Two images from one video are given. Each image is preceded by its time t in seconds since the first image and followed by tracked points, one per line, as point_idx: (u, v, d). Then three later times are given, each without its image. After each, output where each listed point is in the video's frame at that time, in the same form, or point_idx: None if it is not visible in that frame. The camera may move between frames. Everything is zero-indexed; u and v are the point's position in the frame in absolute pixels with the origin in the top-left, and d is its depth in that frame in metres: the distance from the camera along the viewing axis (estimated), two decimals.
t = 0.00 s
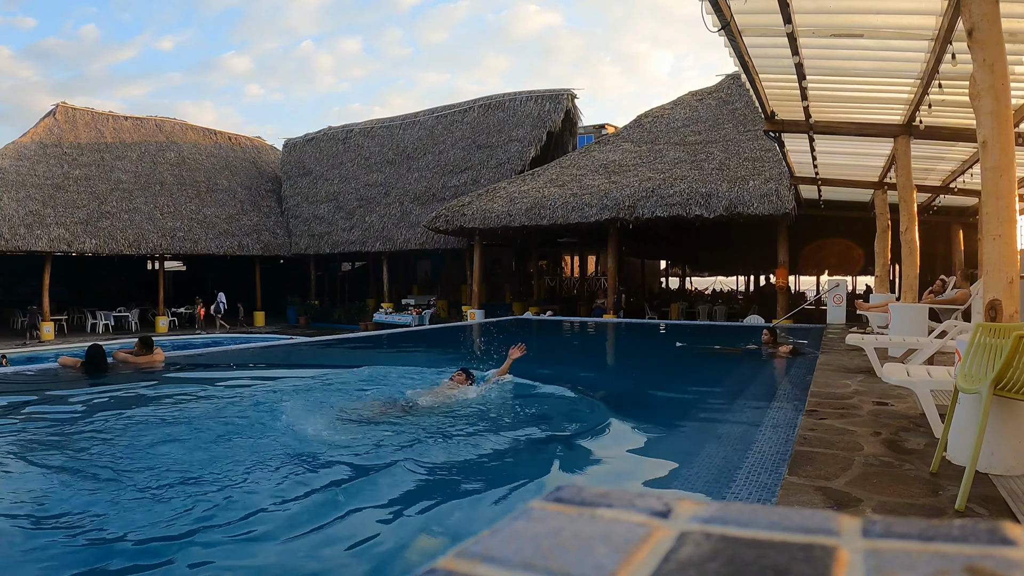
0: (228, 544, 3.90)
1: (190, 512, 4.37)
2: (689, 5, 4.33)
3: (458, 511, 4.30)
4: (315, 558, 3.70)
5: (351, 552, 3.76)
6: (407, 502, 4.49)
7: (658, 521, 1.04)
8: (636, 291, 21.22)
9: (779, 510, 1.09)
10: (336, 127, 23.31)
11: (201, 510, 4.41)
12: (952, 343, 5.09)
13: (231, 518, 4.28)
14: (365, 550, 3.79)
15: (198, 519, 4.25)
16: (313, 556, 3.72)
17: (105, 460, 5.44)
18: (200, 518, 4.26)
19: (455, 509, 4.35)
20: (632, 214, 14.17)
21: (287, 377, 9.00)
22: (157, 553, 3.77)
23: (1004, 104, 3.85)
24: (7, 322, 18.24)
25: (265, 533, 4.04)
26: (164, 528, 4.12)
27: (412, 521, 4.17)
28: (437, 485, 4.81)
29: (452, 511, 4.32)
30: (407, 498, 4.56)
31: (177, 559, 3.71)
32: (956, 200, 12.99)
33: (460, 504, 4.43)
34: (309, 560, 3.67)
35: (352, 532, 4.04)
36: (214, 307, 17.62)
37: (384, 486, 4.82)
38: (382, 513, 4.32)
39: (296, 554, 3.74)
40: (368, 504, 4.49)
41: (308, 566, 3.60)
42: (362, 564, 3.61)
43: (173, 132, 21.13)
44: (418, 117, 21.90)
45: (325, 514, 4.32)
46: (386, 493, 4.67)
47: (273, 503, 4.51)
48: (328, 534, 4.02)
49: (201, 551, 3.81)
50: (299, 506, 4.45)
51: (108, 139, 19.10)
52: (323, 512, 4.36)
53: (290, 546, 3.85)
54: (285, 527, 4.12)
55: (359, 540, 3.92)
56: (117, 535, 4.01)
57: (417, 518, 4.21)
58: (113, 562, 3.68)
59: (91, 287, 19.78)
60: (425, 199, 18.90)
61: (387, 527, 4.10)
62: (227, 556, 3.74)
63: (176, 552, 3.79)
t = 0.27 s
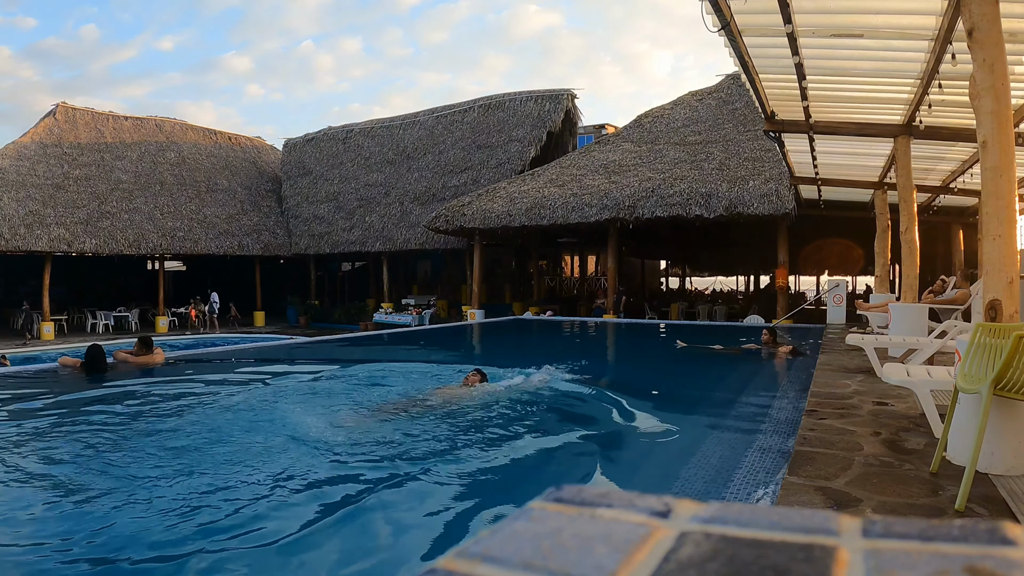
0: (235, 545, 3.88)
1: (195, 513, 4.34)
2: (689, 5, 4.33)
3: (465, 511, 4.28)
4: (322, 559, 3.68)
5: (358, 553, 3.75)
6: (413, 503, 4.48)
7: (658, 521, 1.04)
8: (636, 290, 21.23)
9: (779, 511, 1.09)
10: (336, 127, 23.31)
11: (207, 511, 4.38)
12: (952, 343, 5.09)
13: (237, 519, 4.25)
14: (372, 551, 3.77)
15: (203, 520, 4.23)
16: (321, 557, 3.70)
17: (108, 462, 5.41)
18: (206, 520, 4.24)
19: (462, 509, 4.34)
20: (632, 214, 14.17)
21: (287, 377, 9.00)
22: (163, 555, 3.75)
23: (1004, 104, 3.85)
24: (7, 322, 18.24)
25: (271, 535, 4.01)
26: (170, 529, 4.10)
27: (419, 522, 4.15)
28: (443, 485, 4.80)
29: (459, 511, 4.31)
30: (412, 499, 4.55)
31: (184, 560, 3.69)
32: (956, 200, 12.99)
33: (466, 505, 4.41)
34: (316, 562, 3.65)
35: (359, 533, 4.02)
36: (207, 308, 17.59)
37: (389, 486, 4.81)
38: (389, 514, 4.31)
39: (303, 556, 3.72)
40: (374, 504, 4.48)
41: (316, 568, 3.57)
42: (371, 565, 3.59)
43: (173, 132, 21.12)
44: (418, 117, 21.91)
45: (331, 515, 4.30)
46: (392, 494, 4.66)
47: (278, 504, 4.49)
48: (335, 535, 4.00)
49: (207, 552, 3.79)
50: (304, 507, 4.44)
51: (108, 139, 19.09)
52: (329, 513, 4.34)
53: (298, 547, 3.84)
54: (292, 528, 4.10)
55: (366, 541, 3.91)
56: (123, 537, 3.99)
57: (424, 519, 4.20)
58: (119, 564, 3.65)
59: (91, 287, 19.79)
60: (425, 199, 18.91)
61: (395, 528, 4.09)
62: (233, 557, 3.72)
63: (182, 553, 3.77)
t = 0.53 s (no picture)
0: (240, 546, 3.86)
1: (199, 514, 4.32)
2: (689, 5, 4.33)
3: (469, 512, 4.27)
4: (327, 560, 3.66)
5: (364, 554, 3.73)
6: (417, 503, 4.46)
7: (658, 521, 1.04)
8: (636, 291, 21.23)
9: (778, 510, 1.09)
10: (336, 127, 23.30)
11: (210, 511, 4.36)
12: (952, 343, 5.10)
13: (241, 519, 4.23)
14: (378, 552, 3.76)
15: (206, 521, 4.20)
16: (326, 558, 3.69)
17: (109, 462, 5.38)
18: (210, 520, 4.22)
19: (466, 509, 4.33)
20: (632, 214, 14.17)
21: (287, 377, 9.00)
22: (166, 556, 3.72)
23: (1004, 104, 3.86)
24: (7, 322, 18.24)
25: (275, 536, 3.99)
26: (173, 530, 4.08)
27: (423, 523, 4.14)
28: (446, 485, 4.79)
29: (463, 511, 4.29)
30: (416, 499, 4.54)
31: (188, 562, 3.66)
32: (956, 200, 12.99)
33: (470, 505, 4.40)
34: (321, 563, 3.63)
35: (364, 533, 4.01)
36: (201, 308, 17.53)
37: (392, 486, 4.79)
38: (393, 514, 4.29)
39: (308, 556, 3.71)
40: (378, 505, 4.46)
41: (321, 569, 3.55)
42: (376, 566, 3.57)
43: (173, 132, 21.10)
44: (418, 117, 21.91)
45: (335, 515, 4.29)
46: (396, 494, 4.64)
47: (282, 505, 4.47)
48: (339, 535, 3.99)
49: (211, 553, 3.77)
50: (308, 508, 4.42)
51: (108, 139, 19.08)
52: (333, 513, 4.33)
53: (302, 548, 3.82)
54: (296, 529, 4.08)
55: (371, 542, 3.89)
56: (126, 538, 3.96)
57: (428, 519, 4.19)
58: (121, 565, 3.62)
59: (92, 287, 19.79)
60: (425, 199, 18.91)
61: (400, 528, 4.07)
62: (237, 558, 3.69)
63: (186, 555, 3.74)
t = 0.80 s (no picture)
0: (241, 548, 3.84)
1: (202, 515, 4.31)
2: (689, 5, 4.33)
3: (472, 513, 4.26)
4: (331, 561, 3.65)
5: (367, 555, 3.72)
6: (420, 504, 4.45)
7: (658, 521, 1.04)
8: (636, 290, 21.24)
9: (779, 510, 1.09)
10: (336, 127, 23.30)
11: (213, 512, 4.35)
12: (952, 343, 5.10)
13: (244, 521, 4.22)
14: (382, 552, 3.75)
15: (209, 522, 4.19)
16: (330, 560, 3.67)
17: (112, 463, 5.37)
18: (209, 521, 4.21)
19: (469, 510, 4.32)
20: (632, 215, 14.17)
21: (287, 377, 9.01)
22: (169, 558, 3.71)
23: (1004, 104, 3.86)
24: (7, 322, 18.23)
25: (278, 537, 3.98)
26: (176, 531, 4.06)
27: (427, 523, 4.13)
28: (449, 485, 4.79)
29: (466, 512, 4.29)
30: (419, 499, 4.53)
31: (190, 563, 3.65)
32: (956, 200, 12.99)
33: (473, 506, 4.40)
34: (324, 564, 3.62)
35: (368, 534, 4.00)
36: (195, 307, 17.47)
37: (395, 487, 4.78)
38: (396, 515, 4.28)
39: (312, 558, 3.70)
40: (381, 505, 4.45)
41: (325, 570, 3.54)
42: (380, 567, 3.56)
43: (173, 132, 21.09)
44: (418, 117, 21.91)
45: (338, 516, 4.28)
46: (398, 494, 4.63)
47: (285, 505, 4.46)
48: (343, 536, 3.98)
49: (214, 555, 3.76)
50: (311, 508, 4.41)
51: (108, 139, 19.08)
52: (337, 514, 4.32)
53: (306, 549, 3.81)
54: (300, 530, 4.07)
55: (374, 543, 3.88)
56: (129, 540, 3.95)
57: (431, 520, 4.18)
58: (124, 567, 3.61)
59: (92, 287, 19.79)
60: (425, 199, 18.90)
61: (403, 529, 4.06)
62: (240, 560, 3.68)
63: (189, 557, 3.73)
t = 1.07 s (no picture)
0: (241, 548, 3.84)
1: (206, 515, 4.31)
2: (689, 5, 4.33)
3: (475, 512, 4.27)
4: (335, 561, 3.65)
5: (372, 555, 3.72)
6: (423, 503, 4.46)
7: (658, 521, 1.04)
8: (636, 290, 21.24)
9: (779, 510, 1.09)
10: (336, 127, 23.29)
11: (218, 512, 4.35)
12: (952, 343, 5.10)
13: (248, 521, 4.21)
14: (387, 552, 3.74)
15: (214, 523, 4.19)
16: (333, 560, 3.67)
17: (117, 462, 5.37)
18: (210, 521, 4.21)
19: (472, 510, 4.31)
20: (632, 215, 14.18)
21: (287, 377, 9.02)
22: (173, 558, 3.71)
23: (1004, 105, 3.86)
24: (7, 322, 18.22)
25: (283, 537, 3.98)
26: (181, 532, 4.06)
27: (430, 524, 4.12)
28: (453, 485, 4.79)
29: (470, 511, 4.29)
30: (423, 500, 4.53)
31: (195, 564, 3.65)
32: (956, 200, 12.99)
33: (477, 505, 4.40)
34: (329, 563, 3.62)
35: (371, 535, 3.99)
36: (191, 308, 17.40)
37: (398, 486, 4.79)
38: (400, 515, 4.28)
39: (317, 558, 3.69)
40: (386, 505, 4.46)
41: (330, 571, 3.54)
42: (384, 568, 3.55)
43: (173, 132, 21.08)
44: (418, 117, 21.91)
45: (341, 516, 4.28)
46: (402, 494, 4.64)
47: (289, 505, 4.46)
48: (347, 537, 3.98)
49: (214, 555, 3.75)
50: (316, 508, 4.41)
51: (108, 139, 19.07)
52: (342, 514, 4.32)
53: (311, 549, 3.81)
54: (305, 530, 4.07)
55: (374, 543, 3.88)
56: (133, 540, 3.94)
57: (435, 520, 4.18)
58: (129, 567, 3.61)
59: (91, 287, 19.78)
60: (425, 199, 18.90)
61: (408, 528, 4.07)
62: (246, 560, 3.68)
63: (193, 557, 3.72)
